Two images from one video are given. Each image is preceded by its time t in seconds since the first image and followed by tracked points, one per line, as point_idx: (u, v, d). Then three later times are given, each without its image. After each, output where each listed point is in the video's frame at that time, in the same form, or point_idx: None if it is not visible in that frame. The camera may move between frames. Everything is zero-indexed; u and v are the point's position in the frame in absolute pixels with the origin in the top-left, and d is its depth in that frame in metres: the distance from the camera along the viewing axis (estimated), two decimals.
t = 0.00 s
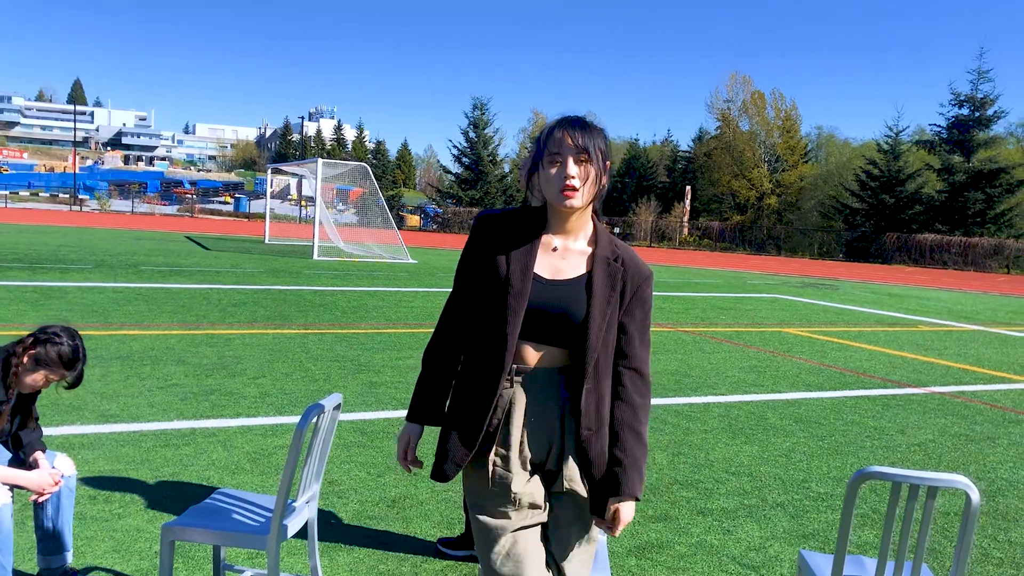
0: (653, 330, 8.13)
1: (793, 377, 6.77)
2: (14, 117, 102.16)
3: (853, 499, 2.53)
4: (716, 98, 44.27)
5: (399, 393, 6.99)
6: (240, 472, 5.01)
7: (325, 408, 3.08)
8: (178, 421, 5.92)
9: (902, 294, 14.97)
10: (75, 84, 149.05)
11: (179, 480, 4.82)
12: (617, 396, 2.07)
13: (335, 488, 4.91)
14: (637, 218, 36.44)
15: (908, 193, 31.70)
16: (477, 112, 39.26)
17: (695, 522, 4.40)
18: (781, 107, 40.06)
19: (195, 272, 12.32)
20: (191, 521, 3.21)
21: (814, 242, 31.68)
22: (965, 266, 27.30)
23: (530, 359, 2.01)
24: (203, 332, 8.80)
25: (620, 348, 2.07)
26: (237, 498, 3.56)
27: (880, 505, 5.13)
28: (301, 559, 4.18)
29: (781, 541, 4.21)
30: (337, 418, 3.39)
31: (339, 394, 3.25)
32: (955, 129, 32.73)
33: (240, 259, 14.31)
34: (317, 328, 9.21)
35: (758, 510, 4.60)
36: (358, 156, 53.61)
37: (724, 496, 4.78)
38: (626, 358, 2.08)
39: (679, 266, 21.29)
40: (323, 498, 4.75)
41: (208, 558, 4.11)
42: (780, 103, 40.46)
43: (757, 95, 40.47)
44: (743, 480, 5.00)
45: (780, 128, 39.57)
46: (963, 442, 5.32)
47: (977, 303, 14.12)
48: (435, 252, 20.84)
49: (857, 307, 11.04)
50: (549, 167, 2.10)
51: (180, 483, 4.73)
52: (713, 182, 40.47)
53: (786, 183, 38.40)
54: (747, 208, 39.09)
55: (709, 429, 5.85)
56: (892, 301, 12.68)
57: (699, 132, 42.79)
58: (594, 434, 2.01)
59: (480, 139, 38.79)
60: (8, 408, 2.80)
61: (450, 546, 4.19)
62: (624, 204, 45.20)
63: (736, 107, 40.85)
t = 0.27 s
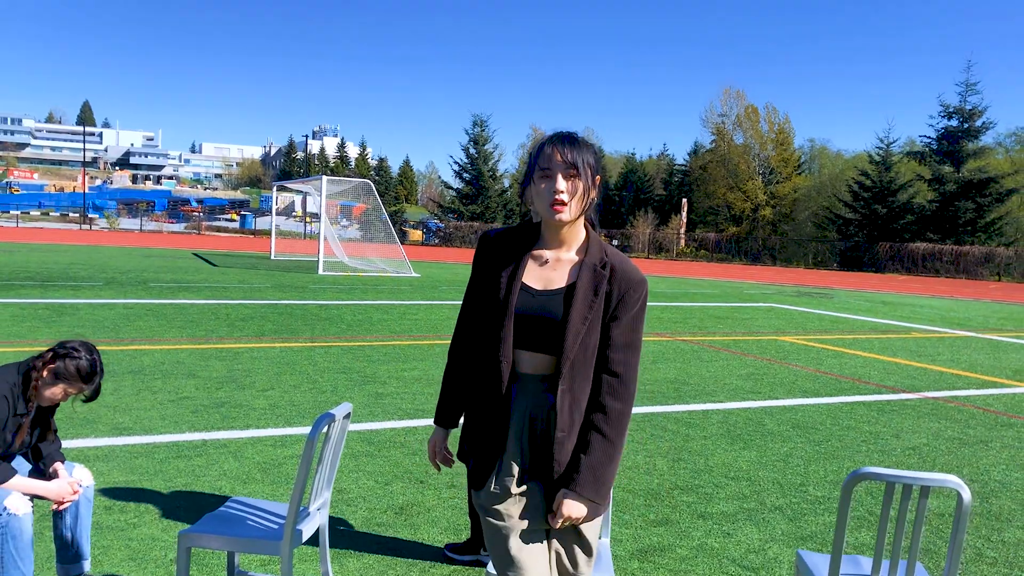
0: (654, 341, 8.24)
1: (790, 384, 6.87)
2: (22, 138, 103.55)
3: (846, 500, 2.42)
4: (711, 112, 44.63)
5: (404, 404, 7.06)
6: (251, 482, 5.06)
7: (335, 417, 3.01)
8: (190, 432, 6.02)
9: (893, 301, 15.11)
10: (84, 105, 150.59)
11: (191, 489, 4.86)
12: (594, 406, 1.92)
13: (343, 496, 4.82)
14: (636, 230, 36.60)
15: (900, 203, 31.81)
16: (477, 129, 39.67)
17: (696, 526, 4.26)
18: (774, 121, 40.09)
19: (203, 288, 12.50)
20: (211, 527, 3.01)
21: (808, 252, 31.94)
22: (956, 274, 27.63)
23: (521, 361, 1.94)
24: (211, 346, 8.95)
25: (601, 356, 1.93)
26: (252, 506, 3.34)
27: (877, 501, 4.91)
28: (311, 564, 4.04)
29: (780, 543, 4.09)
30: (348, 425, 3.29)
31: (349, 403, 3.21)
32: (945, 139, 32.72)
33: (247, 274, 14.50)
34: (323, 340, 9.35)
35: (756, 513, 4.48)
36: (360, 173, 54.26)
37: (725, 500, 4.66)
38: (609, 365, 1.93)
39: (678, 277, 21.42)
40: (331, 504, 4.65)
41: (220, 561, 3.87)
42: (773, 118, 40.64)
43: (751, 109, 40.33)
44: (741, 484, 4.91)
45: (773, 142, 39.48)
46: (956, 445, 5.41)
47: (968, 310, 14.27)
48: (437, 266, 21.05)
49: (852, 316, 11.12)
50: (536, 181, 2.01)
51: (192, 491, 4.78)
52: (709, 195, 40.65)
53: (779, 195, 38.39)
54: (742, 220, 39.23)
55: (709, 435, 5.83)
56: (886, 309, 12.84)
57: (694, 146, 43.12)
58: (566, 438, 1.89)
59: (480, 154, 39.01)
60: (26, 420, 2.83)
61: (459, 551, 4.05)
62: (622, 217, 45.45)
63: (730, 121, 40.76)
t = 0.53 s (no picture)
0: (655, 346, 8.30)
1: (789, 389, 6.93)
2: (29, 149, 104.24)
3: (841, 504, 2.39)
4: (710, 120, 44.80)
5: (408, 409, 7.13)
6: (259, 486, 5.11)
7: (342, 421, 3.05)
8: (198, 438, 6.08)
9: (893, 306, 15.14)
10: (90, 115, 151.63)
11: (200, 494, 4.90)
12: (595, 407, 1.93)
13: (350, 499, 4.86)
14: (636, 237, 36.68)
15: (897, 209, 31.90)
16: (479, 138, 39.88)
17: (696, 527, 4.31)
18: (772, 128, 40.19)
19: (208, 296, 12.60)
20: (225, 529, 3.02)
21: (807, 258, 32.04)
22: (953, 279, 27.68)
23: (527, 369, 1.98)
24: (218, 353, 9.05)
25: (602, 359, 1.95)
26: (261, 509, 3.33)
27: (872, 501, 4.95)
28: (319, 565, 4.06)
29: (779, 544, 4.14)
30: (356, 428, 3.34)
31: (357, 407, 3.30)
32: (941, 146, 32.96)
33: (251, 283, 14.62)
34: (328, 347, 9.45)
35: (755, 514, 4.54)
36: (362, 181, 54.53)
37: (724, 502, 4.71)
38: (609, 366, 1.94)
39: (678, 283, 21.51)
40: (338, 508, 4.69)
41: (230, 564, 3.80)
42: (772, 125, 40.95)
43: (748, 117, 40.52)
44: (741, 487, 4.96)
45: (771, 149, 39.59)
46: (953, 447, 5.45)
47: (965, 314, 14.33)
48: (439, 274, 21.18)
49: (852, 321, 11.16)
50: (533, 191, 2.06)
51: (200, 496, 4.83)
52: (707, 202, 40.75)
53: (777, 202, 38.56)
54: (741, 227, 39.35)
55: (708, 438, 5.90)
56: (884, 314, 12.91)
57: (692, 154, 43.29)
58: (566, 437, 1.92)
59: (481, 163, 39.21)
60: (42, 425, 2.91)
61: (464, 552, 4.10)
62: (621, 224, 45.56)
63: (728, 129, 40.87)
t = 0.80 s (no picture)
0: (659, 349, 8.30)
1: (790, 392, 6.93)
2: (32, 153, 104.46)
3: (841, 504, 2.38)
4: (712, 123, 44.80)
5: (414, 411, 7.14)
6: (267, 486, 5.10)
7: (352, 423, 3.04)
8: (205, 439, 6.08)
9: (894, 309, 15.15)
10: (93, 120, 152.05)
11: (209, 496, 4.88)
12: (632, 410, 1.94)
13: (357, 500, 4.84)
14: (639, 240, 36.72)
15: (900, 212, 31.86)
16: (481, 142, 39.92)
17: (698, 528, 4.31)
18: (773, 131, 40.18)
19: (213, 300, 12.63)
20: (234, 527, 3.02)
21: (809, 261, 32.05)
22: (955, 282, 27.59)
23: (552, 383, 1.98)
24: (224, 356, 9.07)
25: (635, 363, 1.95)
26: (273, 508, 3.32)
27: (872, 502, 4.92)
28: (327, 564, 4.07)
29: (781, 544, 4.13)
30: (365, 430, 3.32)
31: (365, 409, 3.24)
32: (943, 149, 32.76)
33: (255, 286, 14.64)
34: (333, 350, 9.46)
35: (759, 515, 4.53)
36: (365, 185, 54.64)
37: (726, 503, 4.70)
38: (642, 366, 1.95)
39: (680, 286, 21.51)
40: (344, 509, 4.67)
41: (241, 562, 3.75)
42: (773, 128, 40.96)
43: (750, 120, 40.62)
44: (743, 488, 4.95)
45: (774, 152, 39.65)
46: (954, 449, 5.44)
47: (968, 317, 14.33)
48: (442, 277, 21.20)
49: (854, 324, 11.16)
50: (544, 201, 2.05)
51: (209, 497, 4.81)
52: (710, 206, 40.78)
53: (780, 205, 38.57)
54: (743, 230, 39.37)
55: (711, 441, 5.88)
56: (887, 317, 12.91)
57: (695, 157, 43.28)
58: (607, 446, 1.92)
59: (484, 167, 39.34)
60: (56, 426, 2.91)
61: (468, 552, 4.10)
62: (624, 227, 45.57)
63: (730, 132, 40.91)
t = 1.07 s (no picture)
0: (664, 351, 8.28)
1: (794, 394, 6.93)
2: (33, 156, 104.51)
3: (841, 505, 2.41)
4: (713, 125, 44.85)
5: (419, 413, 7.13)
6: (275, 486, 5.06)
7: (363, 422, 3.02)
8: (212, 440, 6.05)
9: (896, 312, 15.13)
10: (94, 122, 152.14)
11: (217, 496, 4.84)
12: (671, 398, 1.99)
13: (363, 500, 4.80)
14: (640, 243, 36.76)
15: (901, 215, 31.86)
16: (483, 144, 39.96)
17: (701, 527, 4.30)
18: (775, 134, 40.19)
19: (218, 302, 12.64)
20: (248, 524, 3.01)
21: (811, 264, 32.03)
22: (957, 285, 27.59)
23: (585, 383, 1.97)
24: (228, 358, 9.06)
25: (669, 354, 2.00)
26: (287, 507, 3.30)
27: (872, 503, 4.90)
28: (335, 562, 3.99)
29: (785, 543, 4.11)
30: (376, 430, 3.28)
31: (377, 408, 3.22)
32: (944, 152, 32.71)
33: (258, 289, 14.61)
34: (337, 353, 9.46)
35: (762, 515, 4.50)
36: (367, 188, 54.70)
37: (730, 503, 4.68)
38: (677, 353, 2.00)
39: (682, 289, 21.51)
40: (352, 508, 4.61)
41: (253, 560, 3.70)
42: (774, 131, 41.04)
43: (752, 122, 40.71)
44: (746, 488, 4.93)
45: (776, 155, 39.71)
46: (955, 451, 5.42)
47: (970, 320, 14.33)
48: (444, 280, 21.22)
49: (856, 327, 11.15)
50: (563, 203, 2.01)
51: (218, 497, 4.78)
52: (711, 208, 40.80)
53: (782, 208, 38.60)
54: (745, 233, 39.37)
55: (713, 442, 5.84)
56: (889, 320, 12.92)
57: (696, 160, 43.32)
58: (657, 437, 1.93)
59: (486, 170, 39.42)
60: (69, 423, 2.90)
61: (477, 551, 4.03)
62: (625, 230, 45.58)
63: (732, 135, 40.99)
